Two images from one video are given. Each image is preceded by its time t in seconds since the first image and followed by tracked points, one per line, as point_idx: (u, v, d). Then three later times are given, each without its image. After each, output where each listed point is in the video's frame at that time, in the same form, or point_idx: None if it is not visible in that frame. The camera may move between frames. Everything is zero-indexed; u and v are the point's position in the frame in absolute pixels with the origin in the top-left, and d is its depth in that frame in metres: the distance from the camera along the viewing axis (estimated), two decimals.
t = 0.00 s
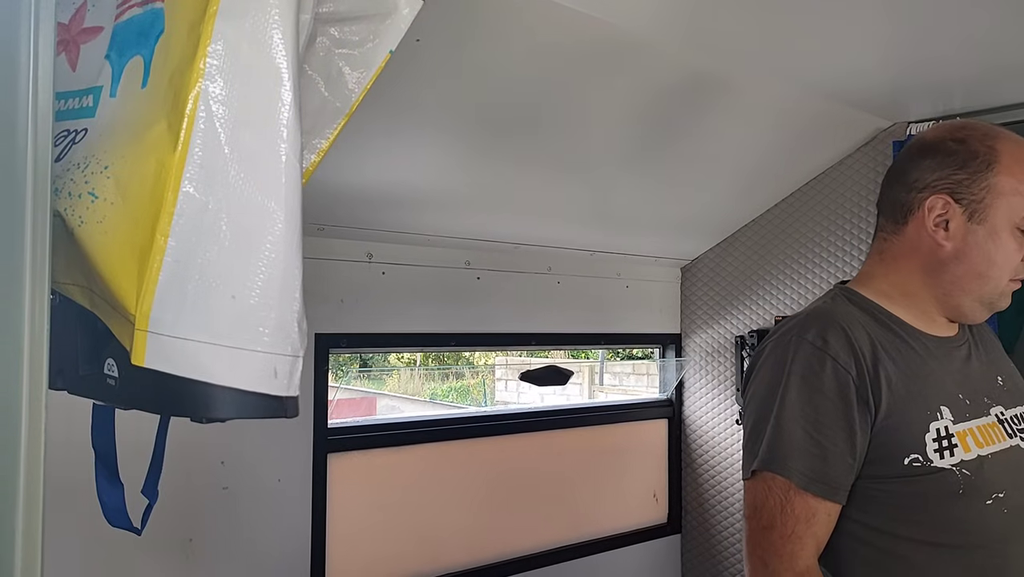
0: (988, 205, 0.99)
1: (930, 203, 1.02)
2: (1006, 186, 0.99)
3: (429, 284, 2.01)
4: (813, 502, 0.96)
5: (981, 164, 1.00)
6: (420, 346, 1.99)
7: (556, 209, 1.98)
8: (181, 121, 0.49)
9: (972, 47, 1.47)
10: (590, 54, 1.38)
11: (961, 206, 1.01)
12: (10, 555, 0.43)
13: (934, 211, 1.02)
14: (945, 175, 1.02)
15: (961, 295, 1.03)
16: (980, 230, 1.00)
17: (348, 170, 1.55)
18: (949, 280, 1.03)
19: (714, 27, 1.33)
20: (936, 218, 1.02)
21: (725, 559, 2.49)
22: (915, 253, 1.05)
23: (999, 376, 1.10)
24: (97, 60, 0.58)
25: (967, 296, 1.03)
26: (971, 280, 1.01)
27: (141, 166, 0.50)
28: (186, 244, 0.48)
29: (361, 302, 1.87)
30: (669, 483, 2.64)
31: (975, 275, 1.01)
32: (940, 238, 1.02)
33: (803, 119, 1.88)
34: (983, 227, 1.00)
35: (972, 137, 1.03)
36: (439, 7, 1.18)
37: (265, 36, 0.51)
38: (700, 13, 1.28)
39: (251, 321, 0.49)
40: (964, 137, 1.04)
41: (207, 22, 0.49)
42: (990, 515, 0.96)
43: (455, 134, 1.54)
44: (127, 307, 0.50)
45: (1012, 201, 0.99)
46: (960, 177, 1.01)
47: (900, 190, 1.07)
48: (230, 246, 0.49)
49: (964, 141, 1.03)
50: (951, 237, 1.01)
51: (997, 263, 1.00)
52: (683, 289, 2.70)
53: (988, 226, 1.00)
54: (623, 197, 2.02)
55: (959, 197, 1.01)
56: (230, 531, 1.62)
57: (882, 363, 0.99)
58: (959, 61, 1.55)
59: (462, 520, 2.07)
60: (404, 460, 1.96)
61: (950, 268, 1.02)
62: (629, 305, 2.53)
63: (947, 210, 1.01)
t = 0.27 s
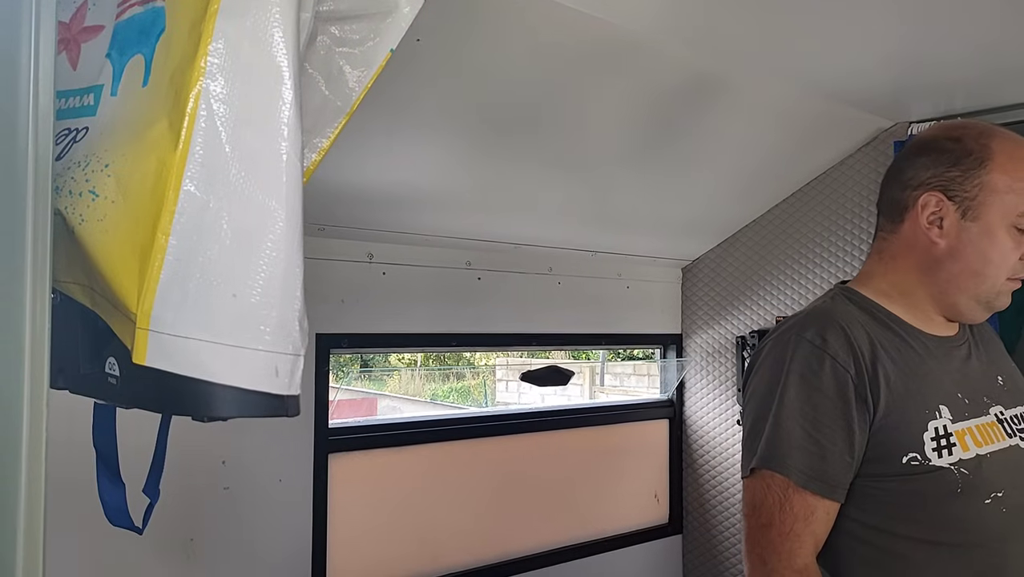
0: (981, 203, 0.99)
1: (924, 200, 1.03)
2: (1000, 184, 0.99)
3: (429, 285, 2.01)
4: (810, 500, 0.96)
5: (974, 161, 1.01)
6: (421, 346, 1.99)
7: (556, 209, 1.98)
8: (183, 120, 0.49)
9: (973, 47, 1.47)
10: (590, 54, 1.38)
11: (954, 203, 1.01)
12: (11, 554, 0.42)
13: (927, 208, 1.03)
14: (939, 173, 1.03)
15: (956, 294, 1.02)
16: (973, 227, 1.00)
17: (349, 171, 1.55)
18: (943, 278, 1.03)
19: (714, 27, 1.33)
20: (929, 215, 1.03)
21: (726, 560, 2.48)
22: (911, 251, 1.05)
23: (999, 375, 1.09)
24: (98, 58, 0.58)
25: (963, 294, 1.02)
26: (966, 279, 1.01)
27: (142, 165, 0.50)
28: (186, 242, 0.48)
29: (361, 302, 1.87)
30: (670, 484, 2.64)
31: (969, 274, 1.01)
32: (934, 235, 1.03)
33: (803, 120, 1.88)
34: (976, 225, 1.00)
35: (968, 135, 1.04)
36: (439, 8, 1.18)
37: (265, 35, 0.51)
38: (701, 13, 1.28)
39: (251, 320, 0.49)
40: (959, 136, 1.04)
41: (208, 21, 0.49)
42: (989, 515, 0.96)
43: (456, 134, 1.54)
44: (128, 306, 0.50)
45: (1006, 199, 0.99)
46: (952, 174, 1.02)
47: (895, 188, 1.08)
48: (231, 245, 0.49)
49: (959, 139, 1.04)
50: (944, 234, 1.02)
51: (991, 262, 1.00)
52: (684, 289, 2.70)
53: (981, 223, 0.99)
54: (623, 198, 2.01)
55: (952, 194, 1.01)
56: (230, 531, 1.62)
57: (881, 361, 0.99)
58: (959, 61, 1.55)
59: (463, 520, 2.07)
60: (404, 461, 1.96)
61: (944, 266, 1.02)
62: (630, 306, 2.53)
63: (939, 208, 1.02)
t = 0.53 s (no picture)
0: (947, 194, 1.02)
1: (897, 197, 1.07)
2: (967, 175, 1.01)
3: (430, 286, 2.01)
4: (809, 503, 0.96)
5: (940, 156, 1.04)
6: (421, 348, 1.99)
7: (557, 211, 1.98)
8: (185, 127, 0.49)
9: (973, 49, 1.47)
10: (590, 57, 1.38)
11: (923, 197, 1.04)
12: (13, 560, 0.42)
13: (899, 206, 1.06)
14: (908, 171, 1.07)
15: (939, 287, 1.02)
16: (942, 218, 1.01)
17: (349, 173, 1.55)
18: (923, 272, 1.03)
19: (714, 30, 1.33)
20: (902, 211, 1.06)
21: (727, 562, 2.48)
22: (892, 249, 1.08)
23: (1001, 379, 1.09)
24: (100, 65, 0.58)
25: (946, 288, 1.01)
26: (946, 271, 1.01)
27: (144, 171, 0.50)
28: (188, 249, 0.48)
29: (362, 304, 1.87)
30: (670, 486, 2.64)
31: (948, 266, 1.00)
32: (908, 229, 1.05)
33: (803, 122, 1.88)
34: (946, 215, 1.01)
35: (938, 133, 1.08)
36: (440, 12, 1.18)
37: (267, 41, 0.51)
38: (702, 16, 1.27)
39: (252, 327, 0.49)
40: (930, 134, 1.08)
41: (210, 27, 0.49)
42: (988, 519, 0.96)
43: (456, 137, 1.54)
44: (130, 312, 0.50)
45: (976, 189, 1.00)
46: (921, 171, 1.05)
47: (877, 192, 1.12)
48: (232, 252, 0.49)
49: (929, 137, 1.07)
50: (917, 228, 1.04)
51: (969, 252, 0.99)
52: (684, 290, 2.70)
53: (952, 214, 1.00)
54: (623, 199, 2.01)
55: (920, 189, 1.04)
56: (231, 533, 1.62)
57: (880, 365, 0.99)
58: (959, 64, 1.55)
59: (463, 522, 2.07)
60: (404, 462, 1.96)
61: (922, 261, 1.03)
62: (630, 307, 2.53)
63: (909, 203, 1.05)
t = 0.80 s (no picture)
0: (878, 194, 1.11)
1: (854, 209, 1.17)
2: (895, 174, 1.10)
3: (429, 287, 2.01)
4: (811, 505, 0.96)
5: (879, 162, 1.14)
6: (420, 349, 1.99)
7: (556, 212, 1.98)
8: (184, 130, 0.49)
9: (973, 51, 1.47)
10: (589, 59, 1.38)
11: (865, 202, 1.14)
12: (11, 562, 0.43)
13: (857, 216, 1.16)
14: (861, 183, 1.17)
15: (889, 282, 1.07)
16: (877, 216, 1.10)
17: (349, 175, 1.55)
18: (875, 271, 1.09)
19: (714, 32, 1.33)
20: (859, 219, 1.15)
21: (727, 563, 2.48)
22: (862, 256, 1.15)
23: (1003, 382, 1.09)
24: (99, 68, 0.58)
25: (891, 284, 1.06)
26: (886, 266, 1.07)
27: (143, 175, 0.50)
28: (187, 253, 0.48)
29: (361, 304, 1.87)
30: (670, 487, 2.64)
31: (888, 259, 1.07)
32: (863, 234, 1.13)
33: (803, 123, 1.88)
34: (882, 214, 1.09)
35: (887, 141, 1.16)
36: (439, 14, 1.18)
37: (267, 46, 0.51)
38: (702, 18, 1.27)
39: (251, 330, 0.49)
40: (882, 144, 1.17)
41: (209, 32, 0.49)
42: (989, 522, 0.96)
43: (455, 138, 1.54)
44: (128, 316, 0.50)
45: (900, 184, 1.08)
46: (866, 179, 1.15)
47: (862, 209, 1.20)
48: (231, 255, 0.49)
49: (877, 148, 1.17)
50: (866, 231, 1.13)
51: (901, 244, 1.05)
52: (683, 291, 2.70)
53: (881, 213, 1.09)
54: (622, 201, 2.01)
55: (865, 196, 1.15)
56: (230, 534, 1.62)
57: (881, 367, 0.99)
58: (959, 66, 1.55)
59: (462, 523, 2.07)
60: (404, 463, 1.96)
61: (871, 262, 1.11)
62: (630, 307, 2.53)
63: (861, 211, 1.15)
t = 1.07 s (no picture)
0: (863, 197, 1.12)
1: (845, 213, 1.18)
2: (877, 177, 1.10)
3: (428, 288, 2.00)
4: (805, 512, 0.97)
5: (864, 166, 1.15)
6: (419, 350, 1.99)
7: (556, 213, 1.98)
8: (183, 130, 0.49)
9: (972, 52, 1.47)
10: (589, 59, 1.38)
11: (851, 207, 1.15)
12: (10, 560, 0.42)
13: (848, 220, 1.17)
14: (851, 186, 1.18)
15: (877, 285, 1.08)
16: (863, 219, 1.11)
17: (348, 175, 1.55)
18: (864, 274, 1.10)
19: (714, 32, 1.33)
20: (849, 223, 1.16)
21: (726, 564, 2.48)
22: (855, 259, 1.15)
23: (1001, 383, 1.09)
24: (99, 67, 0.58)
25: (880, 287, 1.07)
26: (873, 268, 1.08)
27: (143, 175, 0.50)
28: (186, 253, 0.48)
29: (361, 305, 1.86)
30: (669, 488, 2.64)
31: (875, 262, 1.07)
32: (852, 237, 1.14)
33: (802, 124, 1.88)
34: (867, 217, 1.10)
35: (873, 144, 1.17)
36: (439, 14, 1.18)
37: (267, 45, 0.51)
38: (702, 19, 1.27)
39: (251, 330, 0.48)
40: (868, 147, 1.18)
41: (209, 30, 0.49)
42: (986, 525, 0.96)
43: (455, 138, 1.54)
44: (128, 317, 0.49)
45: (881, 187, 1.09)
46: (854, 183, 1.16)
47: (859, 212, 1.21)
48: (230, 255, 0.49)
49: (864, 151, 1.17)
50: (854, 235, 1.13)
51: (885, 246, 1.06)
52: (682, 293, 2.70)
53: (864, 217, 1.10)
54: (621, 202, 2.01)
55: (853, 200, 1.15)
56: (228, 535, 1.61)
57: (874, 372, 0.99)
58: (958, 67, 1.55)
59: (461, 525, 2.07)
60: (403, 465, 1.95)
61: (860, 266, 1.11)
62: (629, 309, 2.53)
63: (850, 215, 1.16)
